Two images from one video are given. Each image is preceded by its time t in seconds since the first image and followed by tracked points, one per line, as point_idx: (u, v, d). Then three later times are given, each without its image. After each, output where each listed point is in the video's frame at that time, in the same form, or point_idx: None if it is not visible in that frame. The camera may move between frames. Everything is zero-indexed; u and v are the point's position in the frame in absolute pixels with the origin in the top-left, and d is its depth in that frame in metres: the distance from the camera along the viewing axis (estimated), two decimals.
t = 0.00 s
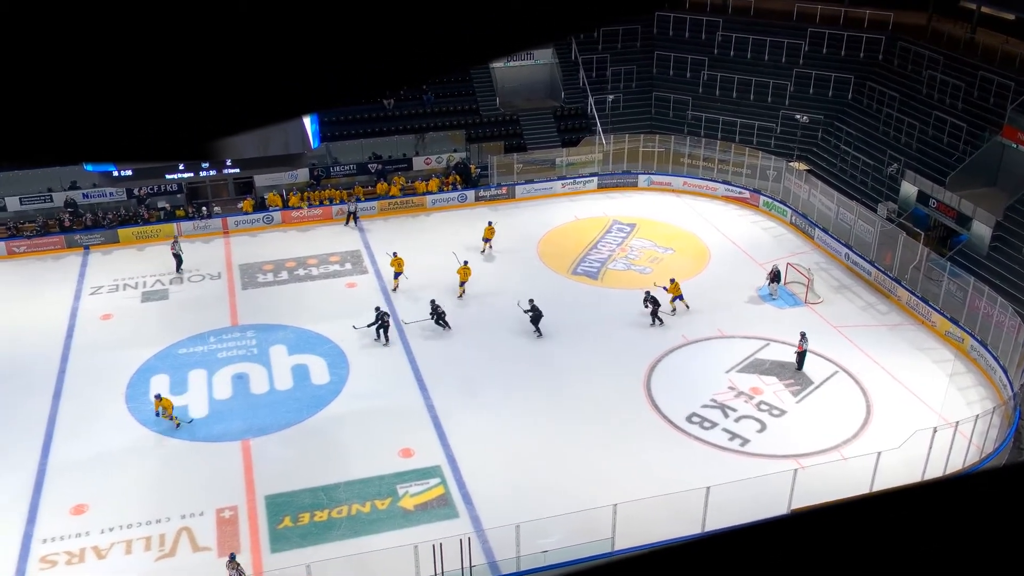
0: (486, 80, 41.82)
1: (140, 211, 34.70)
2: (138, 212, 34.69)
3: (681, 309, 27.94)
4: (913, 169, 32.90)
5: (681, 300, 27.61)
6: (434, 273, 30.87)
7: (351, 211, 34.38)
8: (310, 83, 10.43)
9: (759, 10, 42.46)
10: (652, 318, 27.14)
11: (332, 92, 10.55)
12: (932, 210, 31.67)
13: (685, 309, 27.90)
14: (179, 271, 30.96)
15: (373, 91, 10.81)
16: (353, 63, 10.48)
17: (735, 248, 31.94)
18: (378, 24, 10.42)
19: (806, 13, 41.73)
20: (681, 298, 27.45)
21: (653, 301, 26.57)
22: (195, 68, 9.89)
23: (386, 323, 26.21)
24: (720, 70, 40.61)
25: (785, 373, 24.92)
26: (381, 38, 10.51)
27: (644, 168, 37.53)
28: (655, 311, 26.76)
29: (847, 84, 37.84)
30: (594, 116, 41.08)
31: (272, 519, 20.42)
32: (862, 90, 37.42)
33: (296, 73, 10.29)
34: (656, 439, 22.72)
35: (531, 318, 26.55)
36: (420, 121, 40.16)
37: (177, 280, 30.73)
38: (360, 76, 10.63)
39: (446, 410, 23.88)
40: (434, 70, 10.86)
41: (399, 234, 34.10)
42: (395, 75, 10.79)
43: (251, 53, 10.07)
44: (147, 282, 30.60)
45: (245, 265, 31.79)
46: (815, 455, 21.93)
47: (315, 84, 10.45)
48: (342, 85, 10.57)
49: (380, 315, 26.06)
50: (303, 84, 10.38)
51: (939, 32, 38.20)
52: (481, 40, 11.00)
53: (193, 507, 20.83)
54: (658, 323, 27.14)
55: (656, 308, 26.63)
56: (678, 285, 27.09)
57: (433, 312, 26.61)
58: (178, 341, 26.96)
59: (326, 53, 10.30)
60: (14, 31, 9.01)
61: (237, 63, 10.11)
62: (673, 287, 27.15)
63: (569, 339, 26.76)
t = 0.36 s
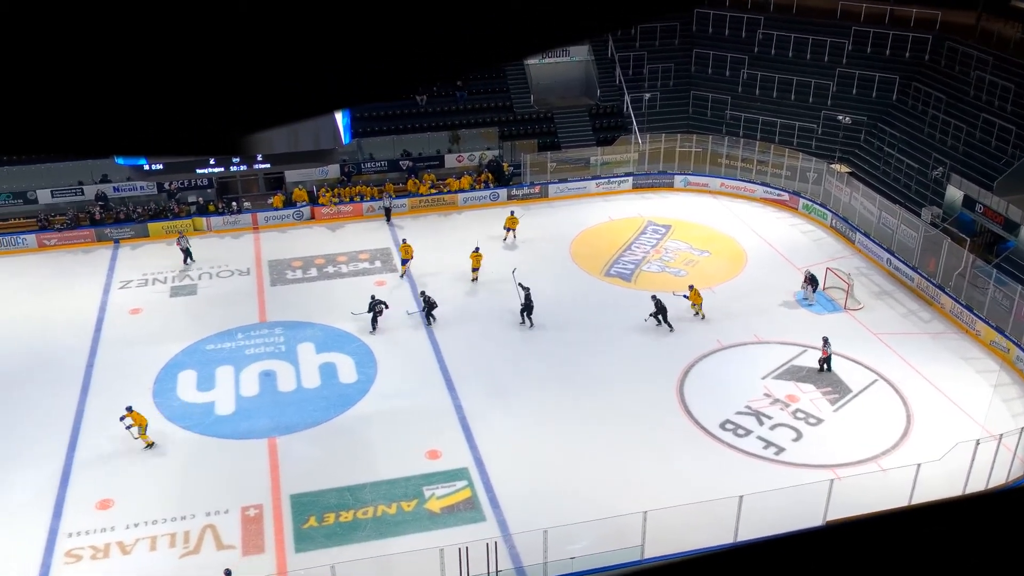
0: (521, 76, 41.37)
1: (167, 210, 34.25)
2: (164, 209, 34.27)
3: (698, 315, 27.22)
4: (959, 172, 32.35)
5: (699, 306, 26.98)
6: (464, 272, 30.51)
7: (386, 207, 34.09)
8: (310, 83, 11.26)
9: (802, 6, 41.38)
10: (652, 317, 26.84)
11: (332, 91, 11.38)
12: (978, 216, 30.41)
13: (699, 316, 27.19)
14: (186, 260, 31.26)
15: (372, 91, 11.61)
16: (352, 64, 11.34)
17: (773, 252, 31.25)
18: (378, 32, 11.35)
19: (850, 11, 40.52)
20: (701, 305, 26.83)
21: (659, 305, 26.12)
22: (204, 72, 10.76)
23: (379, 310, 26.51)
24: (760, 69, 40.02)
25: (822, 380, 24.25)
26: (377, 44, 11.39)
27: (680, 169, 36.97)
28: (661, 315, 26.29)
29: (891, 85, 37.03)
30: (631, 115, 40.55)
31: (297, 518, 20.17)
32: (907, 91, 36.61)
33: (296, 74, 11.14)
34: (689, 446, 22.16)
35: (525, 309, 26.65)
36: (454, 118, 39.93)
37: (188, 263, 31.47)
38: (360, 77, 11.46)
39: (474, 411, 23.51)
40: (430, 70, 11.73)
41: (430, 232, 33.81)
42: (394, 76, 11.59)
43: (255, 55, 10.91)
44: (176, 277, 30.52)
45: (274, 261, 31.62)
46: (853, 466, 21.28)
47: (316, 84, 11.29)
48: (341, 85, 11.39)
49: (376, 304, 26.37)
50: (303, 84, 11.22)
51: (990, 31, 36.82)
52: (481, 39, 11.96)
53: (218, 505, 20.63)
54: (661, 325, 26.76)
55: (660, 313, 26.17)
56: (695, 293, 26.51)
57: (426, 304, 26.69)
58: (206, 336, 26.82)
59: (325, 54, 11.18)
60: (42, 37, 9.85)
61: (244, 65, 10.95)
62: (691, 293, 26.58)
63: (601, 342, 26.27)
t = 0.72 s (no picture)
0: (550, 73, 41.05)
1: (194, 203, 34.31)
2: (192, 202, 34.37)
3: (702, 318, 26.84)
4: (1001, 175, 31.58)
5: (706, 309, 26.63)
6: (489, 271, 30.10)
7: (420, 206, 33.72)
8: (309, 82, 8.12)
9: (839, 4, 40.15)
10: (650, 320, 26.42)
11: (332, 93, 8.18)
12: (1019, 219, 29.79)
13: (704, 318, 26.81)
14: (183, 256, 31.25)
15: (375, 94, 8.31)
16: (353, 61, 8.11)
17: (807, 255, 30.58)
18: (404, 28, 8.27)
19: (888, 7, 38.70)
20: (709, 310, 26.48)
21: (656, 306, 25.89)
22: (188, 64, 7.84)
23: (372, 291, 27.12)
24: (795, 68, 39.48)
25: (855, 388, 23.63)
26: (385, 32, 8.10)
27: (713, 169, 36.42)
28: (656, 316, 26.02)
29: (931, 84, 36.33)
30: (662, 114, 39.96)
31: (317, 519, 19.86)
32: (947, 91, 35.84)
33: (295, 71, 8.05)
34: (718, 453, 21.64)
35: (516, 294, 27.33)
36: (479, 115, 39.57)
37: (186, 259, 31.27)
38: (361, 77, 8.21)
39: (498, 413, 23.11)
40: (437, 73, 8.37)
41: (455, 231, 33.47)
42: (399, 77, 8.29)
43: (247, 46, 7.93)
44: (199, 272, 30.40)
45: (297, 258, 31.39)
46: (887, 476, 20.64)
47: (314, 84, 8.13)
48: (342, 86, 8.18)
49: (370, 286, 27.29)
50: (302, 84, 8.10)
51: None
52: (485, 40, 8.44)
53: (238, 504, 20.36)
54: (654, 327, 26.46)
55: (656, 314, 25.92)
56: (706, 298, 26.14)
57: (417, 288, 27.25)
58: (229, 333, 26.61)
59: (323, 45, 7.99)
60: None
61: (236, 61, 7.98)
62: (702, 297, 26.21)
63: (628, 344, 25.79)
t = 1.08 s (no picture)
0: (578, 70, 40.76)
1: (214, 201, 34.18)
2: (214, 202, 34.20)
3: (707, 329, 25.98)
4: None
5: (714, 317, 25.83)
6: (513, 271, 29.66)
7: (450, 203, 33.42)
8: (310, 83, 9.90)
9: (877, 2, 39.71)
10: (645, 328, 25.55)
11: (332, 92, 9.98)
12: None
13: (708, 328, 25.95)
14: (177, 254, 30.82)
15: (374, 92, 10.09)
16: (353, 62, 9.92)
17: (839, 258, 29.94)
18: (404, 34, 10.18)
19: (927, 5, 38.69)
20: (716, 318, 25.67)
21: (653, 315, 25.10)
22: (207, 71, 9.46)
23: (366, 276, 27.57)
24: (830, 65, 38.84)
25: (888, 395, 23.00)
26: (384, 38, 9.97)
27: (744, 169, 35.85)
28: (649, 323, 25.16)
29: (971, 84, 35.58)
30: (692, 111, 39.42)
31: (337, 520, 19.56)
32: (988, 91, 35.07)
33: (295, 73, 9.80)
34: (746, 460, 21.10)
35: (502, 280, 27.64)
36: (509, 112, 39.15)
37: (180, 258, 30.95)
38: (360, 76, 10.01)
39: (522, 416, 22.69)
40: (436, 73, 10.23)
41: (480, 229, 33.10)
42: (397, 76, 10.11)
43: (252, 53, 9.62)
44: (221, 269, 30.18)
45: (320, 255, 31.13)
46: (920, 486, 20.05)
47: (316, 84, 9.93)
48: (341, 85, 9.98)
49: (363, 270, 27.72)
50: (304, 84, 9.88)
51: None
52: (482, 40, 10.41)
53: (257, 503, 20.10)
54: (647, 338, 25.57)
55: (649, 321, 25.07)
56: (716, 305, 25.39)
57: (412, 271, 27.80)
58: (250, 331, 26.35)
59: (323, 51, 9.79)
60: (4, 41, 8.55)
61: (247, 65, 9.64)
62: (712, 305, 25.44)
63: (655, 347, 25.26)
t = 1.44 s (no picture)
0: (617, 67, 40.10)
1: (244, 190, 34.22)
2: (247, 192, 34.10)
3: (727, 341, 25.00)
4: None
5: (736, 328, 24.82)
6: (546, 269, 29.25)
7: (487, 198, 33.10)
8: (310, 83, 10.45)
9: None
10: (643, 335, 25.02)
11: (332, 92, 10.52)
12: None
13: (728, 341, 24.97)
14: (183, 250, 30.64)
15: (375, 93, 10.62)
16: (353, 63, 10.45)
17: (881, 261, 29.25)
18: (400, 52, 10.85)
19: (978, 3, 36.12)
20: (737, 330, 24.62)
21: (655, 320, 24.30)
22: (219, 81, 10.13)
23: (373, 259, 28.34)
24: (876, 63, 38.25)
25: (931, 403, 22.34)
26: (382, 44, 10.45)
27: (785, 168, 35.20)
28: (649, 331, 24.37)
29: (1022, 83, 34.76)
30: (732, 109, 39.08)
31: (364, 518, 19.27)
32: None
33: (295, 73, 10.35)
34: (783, 468, 20.54)
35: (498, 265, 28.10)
36: (553, 106, 38.85)
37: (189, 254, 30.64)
38: (361, 77, 10.55)
39: (553, 417, 22.28)
40: (437, 73, 10.71)
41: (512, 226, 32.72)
42: (396, 76, 10.62)
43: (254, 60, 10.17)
44: (251, 263, 30.00)
45: (351, 251, 30.91)
46: (963, 497, 19.41)
47: (315, 84, 10.47)
48: (341, 85, 10.52)
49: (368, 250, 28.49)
50: (303, 84, 10.43)
51: None
52: (482, 40, 10.77)
53: (284, 500, 19.86)
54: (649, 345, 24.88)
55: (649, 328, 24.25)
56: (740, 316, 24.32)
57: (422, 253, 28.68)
58: (279, 326, 26.15)
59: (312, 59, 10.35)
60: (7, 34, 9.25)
61: (253, 67, 10.23)
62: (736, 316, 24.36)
63: (691, 350, 24.71)
